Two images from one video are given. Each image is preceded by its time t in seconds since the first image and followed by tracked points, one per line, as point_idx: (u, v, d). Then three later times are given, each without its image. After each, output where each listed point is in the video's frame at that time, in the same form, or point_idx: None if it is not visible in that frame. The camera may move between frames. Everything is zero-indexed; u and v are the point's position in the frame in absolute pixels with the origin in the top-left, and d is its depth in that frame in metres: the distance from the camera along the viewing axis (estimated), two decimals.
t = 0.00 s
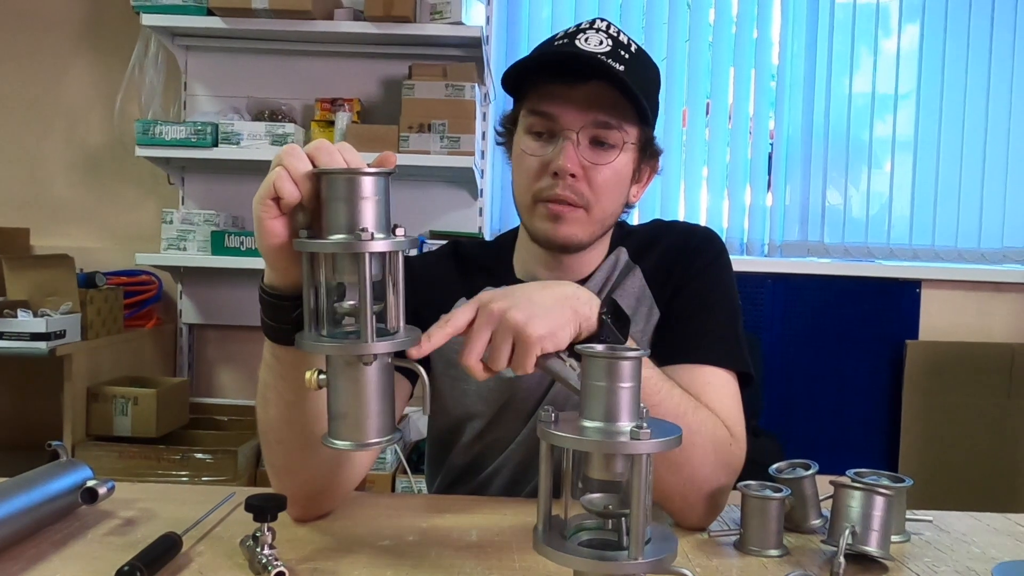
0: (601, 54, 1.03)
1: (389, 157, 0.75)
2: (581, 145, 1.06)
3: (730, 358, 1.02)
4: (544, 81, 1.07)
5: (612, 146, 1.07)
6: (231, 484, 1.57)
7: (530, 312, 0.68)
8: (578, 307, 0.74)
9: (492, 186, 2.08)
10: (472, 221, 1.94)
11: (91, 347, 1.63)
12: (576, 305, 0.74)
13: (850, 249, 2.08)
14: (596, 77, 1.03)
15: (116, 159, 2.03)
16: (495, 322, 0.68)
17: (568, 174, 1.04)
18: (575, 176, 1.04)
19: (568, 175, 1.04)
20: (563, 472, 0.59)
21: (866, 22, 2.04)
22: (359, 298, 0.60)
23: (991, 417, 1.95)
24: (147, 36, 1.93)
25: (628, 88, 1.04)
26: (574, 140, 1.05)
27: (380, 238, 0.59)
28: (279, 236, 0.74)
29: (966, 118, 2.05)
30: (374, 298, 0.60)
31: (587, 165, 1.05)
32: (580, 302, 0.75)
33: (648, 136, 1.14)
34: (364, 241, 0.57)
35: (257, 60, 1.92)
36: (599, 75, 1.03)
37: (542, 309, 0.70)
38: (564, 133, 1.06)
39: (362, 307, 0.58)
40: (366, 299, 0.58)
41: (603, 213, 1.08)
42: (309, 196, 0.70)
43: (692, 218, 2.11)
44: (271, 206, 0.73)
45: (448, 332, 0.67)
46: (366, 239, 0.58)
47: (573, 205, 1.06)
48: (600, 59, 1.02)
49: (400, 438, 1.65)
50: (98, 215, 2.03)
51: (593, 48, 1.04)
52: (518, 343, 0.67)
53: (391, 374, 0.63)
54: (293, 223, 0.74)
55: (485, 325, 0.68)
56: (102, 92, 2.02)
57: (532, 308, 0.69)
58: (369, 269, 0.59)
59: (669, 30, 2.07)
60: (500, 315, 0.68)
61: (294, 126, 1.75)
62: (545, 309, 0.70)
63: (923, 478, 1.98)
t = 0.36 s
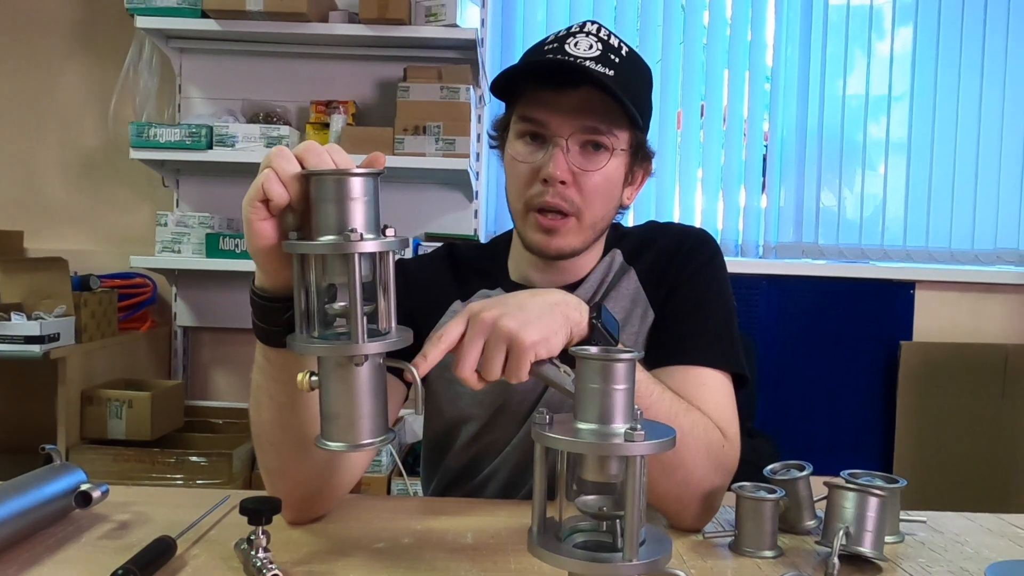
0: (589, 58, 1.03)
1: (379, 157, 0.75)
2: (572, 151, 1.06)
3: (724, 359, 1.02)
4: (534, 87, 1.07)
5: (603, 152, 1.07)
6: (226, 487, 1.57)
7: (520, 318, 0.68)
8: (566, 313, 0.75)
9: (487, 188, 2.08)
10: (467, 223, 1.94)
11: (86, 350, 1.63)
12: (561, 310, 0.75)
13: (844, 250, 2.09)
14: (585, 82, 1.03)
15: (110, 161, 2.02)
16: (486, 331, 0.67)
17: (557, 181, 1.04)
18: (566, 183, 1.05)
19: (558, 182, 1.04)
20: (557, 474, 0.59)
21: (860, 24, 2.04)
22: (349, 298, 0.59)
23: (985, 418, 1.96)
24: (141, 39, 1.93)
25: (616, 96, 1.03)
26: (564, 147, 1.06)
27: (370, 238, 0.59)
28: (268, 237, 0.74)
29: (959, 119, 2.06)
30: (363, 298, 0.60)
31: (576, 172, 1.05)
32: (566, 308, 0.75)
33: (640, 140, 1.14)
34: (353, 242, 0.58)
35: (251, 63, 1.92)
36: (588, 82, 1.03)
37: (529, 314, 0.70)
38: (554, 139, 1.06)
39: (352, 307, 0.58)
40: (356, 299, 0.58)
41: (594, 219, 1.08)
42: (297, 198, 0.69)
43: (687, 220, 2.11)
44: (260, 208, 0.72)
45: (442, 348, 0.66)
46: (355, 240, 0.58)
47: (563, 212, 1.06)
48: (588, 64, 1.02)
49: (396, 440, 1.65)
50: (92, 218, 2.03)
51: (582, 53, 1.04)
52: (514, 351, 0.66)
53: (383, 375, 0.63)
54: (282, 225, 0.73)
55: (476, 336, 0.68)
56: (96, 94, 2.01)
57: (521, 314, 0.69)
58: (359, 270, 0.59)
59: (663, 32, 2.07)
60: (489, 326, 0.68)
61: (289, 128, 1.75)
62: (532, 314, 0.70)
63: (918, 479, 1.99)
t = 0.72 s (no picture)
0: (560, 57, 1.03)
1: (378, 165, 0.74)
2: (546, 148, 1.06)
3: (718, 361, 1.02)
4: (507, 89, 1.08)
5: (577, 147, 1.07)
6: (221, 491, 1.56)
7: (556, 262, 0.69)
8: (594, 292, 0.72)
9: (482, 189, 2.08)
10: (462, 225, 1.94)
11: (79, 353, 1.62)
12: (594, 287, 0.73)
13: (838, 251, 2.09)
14: (556, 81, 1.03)
15: (103, 164, 2.01)
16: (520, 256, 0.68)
17: (533, 179, 1.05)
18: (541, 180, 1.05)
19: (534, 180, 1.05)
20: (552, 476, 0.59)
21: (853, 26, 2.05)
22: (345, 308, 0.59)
23: (978, 418, 1.97)
24: (135, 41, 1.93)
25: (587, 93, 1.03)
26: (538, 145, 1.06)
27: (367, 250, 0.59)
28: (265, 244, 0.74)
29: (951, 121, 2.07)
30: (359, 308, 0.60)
31: (552, 169, 1.05)
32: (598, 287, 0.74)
33: (620, 134, 1.13)
34: (351, 253, 0.58)
35: (245, 65, 1.91)
36: (558, 80, 1.03)
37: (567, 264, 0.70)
38: (528, 138, 1.06)
39: (347, 318, 0.58)
40: (352, 310, 0.58)
41: (574, 216, 1.08)
42: (295, 205, 0.70)
43: (682, 221, 2.12)
44: (256, 215, 0.73)
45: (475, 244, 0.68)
46: (352, 251, 0.58)
47: (542, 209, 1.07)
48: (559, 62, 1.02)
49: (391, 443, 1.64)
50: (85, 220, 2.02)
51: (553, 52, 1.04)
52: (536, 284, 0.67)
53: (376, 386, 0.63)
54: (279, 232, 0.74)
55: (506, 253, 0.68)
56: (89, 96, 2.00)
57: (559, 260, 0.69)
58: (355, 281, 0.59)
59: (657, 35, 2.08)
60: (525, 253, 0.68)
61: (283, 130, 1.75)
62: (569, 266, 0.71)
63: (912, 480, 1.99)
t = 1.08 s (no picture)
0: (557, 60, 1.04)
1: (379, 168, 0.74)
2: (543, 150, 1.06)
3: (715, 362, 1.02)
4: (502, 91, 1.08)
5: (574, 149, 1.07)
6: (218, 493, 1.56)
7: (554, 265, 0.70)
8: (587, 298, 0.73)
9: (479, 191, 2.08)
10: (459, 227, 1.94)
11: (76, 355, 1.62)
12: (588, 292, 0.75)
13: (835, 252, 2.09)
14: (552, 84, 1.03)
15: (101, 167, 2.01)
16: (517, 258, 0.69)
17: (530, 181, 1.05)
18: (538, 182, 1.05)
19: (531, 182, 1.05)
20: (551, 477, 0.59)
21: (849, 28, 2.06)
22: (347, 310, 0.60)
23: (974, 418, 1.97)
24: (132, 43, 1.93)
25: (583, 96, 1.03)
26: (536, 147, 1.06)
27: (369, 252, 0.59)
28: (266, 247, 0.74)
29: (947, 122, 2.08)
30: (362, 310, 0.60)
31: (549, 171, 1.06)
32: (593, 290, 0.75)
33: (617, 136, 1.13)
34: (353, 255, 0.58)
35: (243, 67, 1.91)
36: (554, 82, 1.03)
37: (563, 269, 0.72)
38: (526, 140, 1.07)
39: (350, 320, 0.59)
40: (355, 312, 0.58)
41: (570, 217, 1.09)
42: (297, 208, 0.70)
43: (679, 223, 2.12)
44: (258, 217, 0.73)
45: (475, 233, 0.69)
46: (354, 253, 0.58)
47: (538, 211, 1.07)
48: (556, 65, 1.03)
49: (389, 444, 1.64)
50: (82, 223, 2.02)
51: (550, 55, 1.05)
52: (533, 287, 0.68)
53: (379, 388, 0.64)
54: (280, 235, 0.74)
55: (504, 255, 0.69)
56: (86, 98, 2.00)
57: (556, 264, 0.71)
58: (358, 283, 0.59)
59: (654, 37, 2.08)
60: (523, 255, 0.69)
61: (280, 132, 1.75)
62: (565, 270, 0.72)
63: (910, 480, 2.00)
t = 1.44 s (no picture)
0: (554, 56, 1.03)
1: (372, 162, 0.75)
2: (539, 147, 1.06)
3: (713, 360, 1.02)
4: (499, 87, 1.08)
5: (571, 147, 1.07)
6: (216, 491, 1.55)
7: (535, 276, 0.67)
8: (586, 296, 0.71)
9: (477, 189, 2.08)
10: (457, 225, 1.94)
11: (73, 354, 1.61)
12: (586, 291, 0.71)
13: (833, 250, 2.09)
14: (548, 80, 1.03)
15: (97, 165, 2.01)
16: (495, 281, 0.66)
17: (525, 178, 1.04)
18: (534, 179, 1.05)
19: (526, 178, 1.04)
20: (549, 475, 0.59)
21: (847, 25, 2.06)
22: (343, 307, 0.59)
23: (972, 416, 1.97)
24: (128, 40, 1.93)
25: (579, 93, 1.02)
26: (531, 144, 1.06)
27: (364, 247, 0.59)
28: (261, 243, 0.74)
29: (946, 120, 2.08)
30: (357, 305, 0.60)
31: (545, 168, 1.05)
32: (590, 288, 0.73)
33: (613, 133, 1.13)
34: (348, 250, 0.57)
35: (240, 64, 1.91)
36: (550, 79, 1.03)
37: (549, 277, 0.68)
38: (521, 137, 1.06)
39: (346, 316, 0.59)
40: (351, 308, 0.58)
41: (567, 214, 1.08)
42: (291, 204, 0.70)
43: (677, 221, 2.11)
44: (252, 213, 0.73)
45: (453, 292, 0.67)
46: (349, 248, 0.58)
47: (534, 208, 1.06)
48: (552, 61, 1.02)
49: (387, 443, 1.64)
50: (79, 221, 2.01)
51: (547, 51, 1.04)
52: (523, 303, 0.64)
53: (375, 384, 0.63)
54: (275, 230, 0.74)
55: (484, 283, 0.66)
56: (82, 96, 2.00)
57: (539, 273, 0.67)
58: (353, 278, 0.58)
59: (652, 34, 2.08)
60: (502, 275, 0.66)
61: (278, 130, 1.74)
62: (551, 276, 0.68)
63: (907, 478, 2.00)
